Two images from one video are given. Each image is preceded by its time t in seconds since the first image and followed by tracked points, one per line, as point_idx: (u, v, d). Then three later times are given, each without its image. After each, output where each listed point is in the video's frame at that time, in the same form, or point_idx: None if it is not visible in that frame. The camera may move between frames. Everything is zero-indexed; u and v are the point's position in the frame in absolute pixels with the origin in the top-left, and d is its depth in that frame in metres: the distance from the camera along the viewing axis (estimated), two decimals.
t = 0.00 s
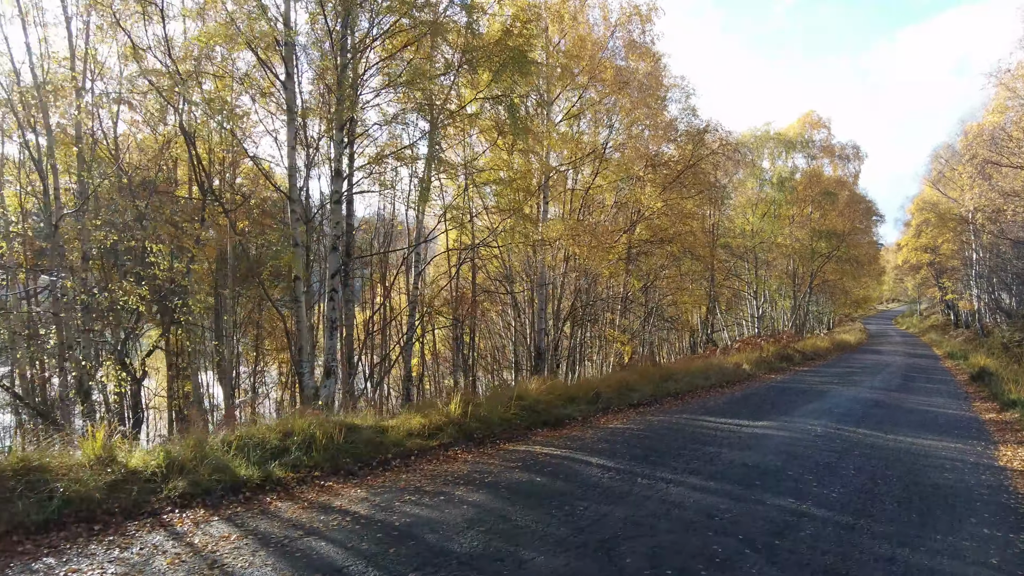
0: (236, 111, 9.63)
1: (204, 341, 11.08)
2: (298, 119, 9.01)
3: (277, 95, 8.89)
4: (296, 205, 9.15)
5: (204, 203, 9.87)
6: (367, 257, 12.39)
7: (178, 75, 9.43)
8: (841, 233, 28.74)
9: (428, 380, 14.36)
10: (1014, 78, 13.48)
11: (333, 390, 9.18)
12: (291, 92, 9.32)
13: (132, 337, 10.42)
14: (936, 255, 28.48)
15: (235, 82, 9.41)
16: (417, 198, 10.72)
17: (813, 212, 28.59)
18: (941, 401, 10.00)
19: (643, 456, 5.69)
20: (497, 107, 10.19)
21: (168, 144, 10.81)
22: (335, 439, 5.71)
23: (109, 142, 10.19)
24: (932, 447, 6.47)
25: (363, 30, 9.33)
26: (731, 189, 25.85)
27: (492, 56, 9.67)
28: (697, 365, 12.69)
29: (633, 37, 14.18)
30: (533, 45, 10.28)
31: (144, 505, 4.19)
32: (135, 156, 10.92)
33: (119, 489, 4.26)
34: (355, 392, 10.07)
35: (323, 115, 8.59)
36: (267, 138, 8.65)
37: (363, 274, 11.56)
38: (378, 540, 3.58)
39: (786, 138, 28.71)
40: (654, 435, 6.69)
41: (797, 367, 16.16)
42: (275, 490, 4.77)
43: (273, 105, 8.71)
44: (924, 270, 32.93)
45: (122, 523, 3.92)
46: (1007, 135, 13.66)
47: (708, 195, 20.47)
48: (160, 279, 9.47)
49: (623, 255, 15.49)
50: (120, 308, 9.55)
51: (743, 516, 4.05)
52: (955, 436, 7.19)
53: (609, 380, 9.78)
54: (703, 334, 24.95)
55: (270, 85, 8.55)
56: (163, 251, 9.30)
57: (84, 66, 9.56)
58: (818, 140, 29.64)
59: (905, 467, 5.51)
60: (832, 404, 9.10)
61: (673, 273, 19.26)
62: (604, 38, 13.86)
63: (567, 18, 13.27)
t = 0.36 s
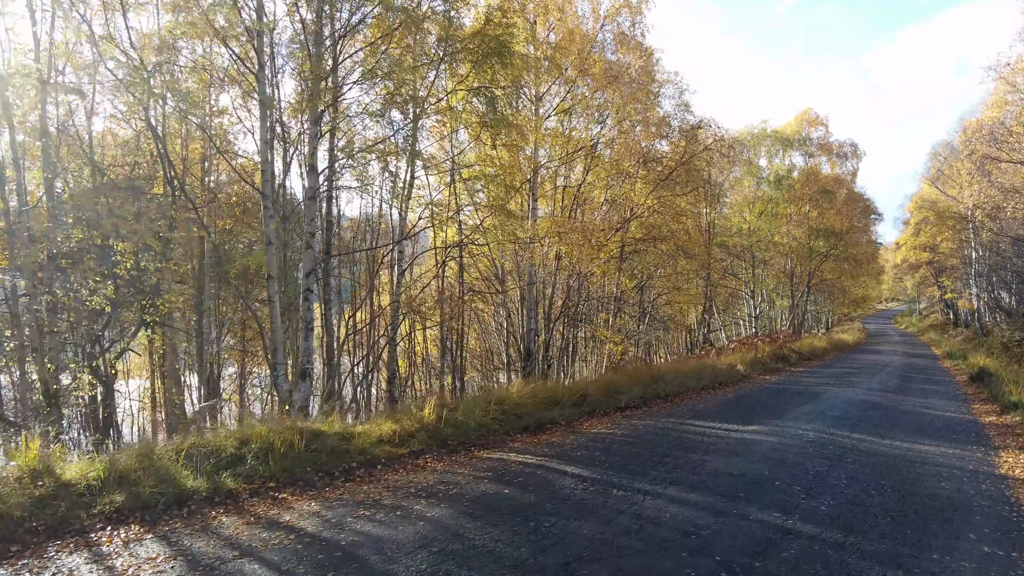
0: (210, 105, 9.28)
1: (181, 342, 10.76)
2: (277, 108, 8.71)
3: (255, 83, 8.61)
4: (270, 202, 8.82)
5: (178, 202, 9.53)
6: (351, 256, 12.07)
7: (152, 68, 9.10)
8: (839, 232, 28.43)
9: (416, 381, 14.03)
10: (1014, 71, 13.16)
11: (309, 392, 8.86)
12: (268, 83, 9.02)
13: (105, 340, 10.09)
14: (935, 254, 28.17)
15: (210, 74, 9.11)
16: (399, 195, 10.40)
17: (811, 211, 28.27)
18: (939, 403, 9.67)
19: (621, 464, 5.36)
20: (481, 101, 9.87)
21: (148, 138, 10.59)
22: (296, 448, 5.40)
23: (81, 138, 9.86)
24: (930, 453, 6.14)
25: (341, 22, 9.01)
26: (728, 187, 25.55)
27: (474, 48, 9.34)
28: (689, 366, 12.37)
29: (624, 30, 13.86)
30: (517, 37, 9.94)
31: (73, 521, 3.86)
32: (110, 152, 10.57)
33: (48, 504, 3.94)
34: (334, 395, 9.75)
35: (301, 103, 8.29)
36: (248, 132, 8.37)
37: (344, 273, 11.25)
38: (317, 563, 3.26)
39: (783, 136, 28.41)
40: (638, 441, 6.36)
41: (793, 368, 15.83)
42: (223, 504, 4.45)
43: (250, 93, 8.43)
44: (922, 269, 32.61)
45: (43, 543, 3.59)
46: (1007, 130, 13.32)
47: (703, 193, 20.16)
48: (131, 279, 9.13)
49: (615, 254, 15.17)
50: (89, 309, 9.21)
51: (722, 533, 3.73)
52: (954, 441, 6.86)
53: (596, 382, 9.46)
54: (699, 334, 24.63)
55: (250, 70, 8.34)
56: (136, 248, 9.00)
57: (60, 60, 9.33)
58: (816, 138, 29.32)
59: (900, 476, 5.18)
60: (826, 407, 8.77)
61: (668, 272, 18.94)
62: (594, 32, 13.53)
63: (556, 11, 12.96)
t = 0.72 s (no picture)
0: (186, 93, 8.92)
1: (160, 339, 10.45)
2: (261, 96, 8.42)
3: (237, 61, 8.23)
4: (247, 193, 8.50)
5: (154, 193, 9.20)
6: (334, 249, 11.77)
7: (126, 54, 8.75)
8: (839, 229, 28.11)
9: (405, 379, 13.72)
10: (1019, 64, 12.81)
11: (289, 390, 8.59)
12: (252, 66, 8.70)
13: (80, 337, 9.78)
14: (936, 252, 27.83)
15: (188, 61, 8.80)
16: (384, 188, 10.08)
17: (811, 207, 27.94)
18: (941, 404, 9.35)
19: (604, 471, 5.04)
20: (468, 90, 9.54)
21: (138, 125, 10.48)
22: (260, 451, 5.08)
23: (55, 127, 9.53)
24: (931, 458, 5.82)
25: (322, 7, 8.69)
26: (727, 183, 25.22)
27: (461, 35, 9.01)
28: (684, 365, 12.05)
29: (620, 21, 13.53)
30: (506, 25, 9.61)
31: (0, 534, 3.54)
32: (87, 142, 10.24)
33: None
34: (316, 394, 9.50)
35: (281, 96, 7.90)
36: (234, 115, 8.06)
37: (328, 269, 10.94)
38: None
39: (783, 132, 28.06)
40: (624, 444, 6.06)
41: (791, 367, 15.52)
42: (173, 513, 4.13)
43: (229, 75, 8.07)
44: (923, 268, 32.29)
45: None
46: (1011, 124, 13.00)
47: (700, 187, 19.85)
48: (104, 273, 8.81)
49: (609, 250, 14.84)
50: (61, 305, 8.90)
51: (706, 550, 3.40)
52: (957, 444, 6.54)
53: (586, 381, 9.15)
54: (697, 332, 24.35)
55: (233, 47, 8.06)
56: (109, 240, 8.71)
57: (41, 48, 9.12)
58: (817, 134, 28.97)
59: (901, 485, 4.86)
60: (822, 408, 8.47)
61: (664, 269, 18.62)
62: (589, 22, 13.20)
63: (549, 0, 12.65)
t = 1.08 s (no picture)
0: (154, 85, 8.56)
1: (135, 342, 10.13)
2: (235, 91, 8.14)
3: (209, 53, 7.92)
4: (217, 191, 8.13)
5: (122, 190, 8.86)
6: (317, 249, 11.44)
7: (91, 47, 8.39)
8: (838, 228, 27.77)
9: (392, 381, 13.39)
10: (1022, 58, 12.45)
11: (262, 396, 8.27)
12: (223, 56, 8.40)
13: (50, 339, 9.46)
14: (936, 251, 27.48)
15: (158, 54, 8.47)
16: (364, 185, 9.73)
17: (809, 206, 27.61)
18: (941, 409, 9.00)
19: (577, 487, 4.70)
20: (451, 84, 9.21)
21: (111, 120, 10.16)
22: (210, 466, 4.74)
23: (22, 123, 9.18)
24: (930, 470, 5.47)
25: None
26: (725, 181, 24.86)
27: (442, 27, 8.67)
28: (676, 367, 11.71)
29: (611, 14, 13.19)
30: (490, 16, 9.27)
31: None
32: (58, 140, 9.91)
33: None
34: (293, 399, 9.17)
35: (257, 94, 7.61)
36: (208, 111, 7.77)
37: (309, 269, 10.61)
38: None
39: (782, 130, 27.69)
40: (604, 455, 5.71)
41: (788, 369, 15.17)
42: (101, 536, 3.80)
43: (202, 72, 7.77)
44: (923, 267, 31.94)
45: None
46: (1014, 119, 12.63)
47: (696, 186, 19.50)
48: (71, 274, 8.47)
49: (601, 249, 14.51)
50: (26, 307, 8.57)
51: None
52: (958, 454, 6.19)
53: (571, 385, 8.80)
54: (694, 332, 24.01)
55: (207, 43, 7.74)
56: (76, 239, 8.38)
57: (8, 41, 8.81)
58: (816, 132, 28.59)
59: (897, 502, 4.51)
60: (817, 414, 8.12)
61: (659, 268, 18.28)
62: (579, 16, 12.85)
63: None
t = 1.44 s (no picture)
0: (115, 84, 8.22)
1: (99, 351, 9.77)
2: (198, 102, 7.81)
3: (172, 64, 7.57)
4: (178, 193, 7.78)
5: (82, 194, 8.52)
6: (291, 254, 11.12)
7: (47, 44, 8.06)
8: (831, 232, 27.53)
9: (372, 390, 13.03)
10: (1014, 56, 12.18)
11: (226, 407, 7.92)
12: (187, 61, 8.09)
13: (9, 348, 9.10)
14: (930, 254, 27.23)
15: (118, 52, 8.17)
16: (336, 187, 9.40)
17: (802, 210, 27.39)
18: (933, 416, 8.68)
19: (539, 505, 4.36)
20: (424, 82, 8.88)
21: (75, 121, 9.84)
22: (142, 484, 4.39)
23: None
24: (920, 483, 5.13)
25: None
26: (716, 185, 24.64)
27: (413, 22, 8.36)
28: (662, 374, 11.37)
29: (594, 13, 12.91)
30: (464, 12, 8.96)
31: None
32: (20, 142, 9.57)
33: None
34: (262, 410, 8.82)
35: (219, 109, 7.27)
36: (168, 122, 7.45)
37: (282, 274, 10.27)
38: None
39: (774, 133, 27.46)
40: (574, 469, 5.37)
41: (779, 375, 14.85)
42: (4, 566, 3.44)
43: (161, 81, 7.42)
44: (918, 271, 31.69)
45: None
46: (1007, 118, 12.35)
47: (686, 189, 19.26)
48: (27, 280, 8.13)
49: (587, 253, 14.18)
50: None
51: None
52: (950, 465, 5.86)
53: (550, 394, 8.46)
54: (685, 338, 23.73)
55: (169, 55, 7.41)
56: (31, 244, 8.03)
57: None
58: (808, 136, 28.37)
59: (881, 521, 4.17)
60: (803, 422, 7.79)
61: (649, 273, 17.97)
62: (561, 15, 12.56)
63: None
